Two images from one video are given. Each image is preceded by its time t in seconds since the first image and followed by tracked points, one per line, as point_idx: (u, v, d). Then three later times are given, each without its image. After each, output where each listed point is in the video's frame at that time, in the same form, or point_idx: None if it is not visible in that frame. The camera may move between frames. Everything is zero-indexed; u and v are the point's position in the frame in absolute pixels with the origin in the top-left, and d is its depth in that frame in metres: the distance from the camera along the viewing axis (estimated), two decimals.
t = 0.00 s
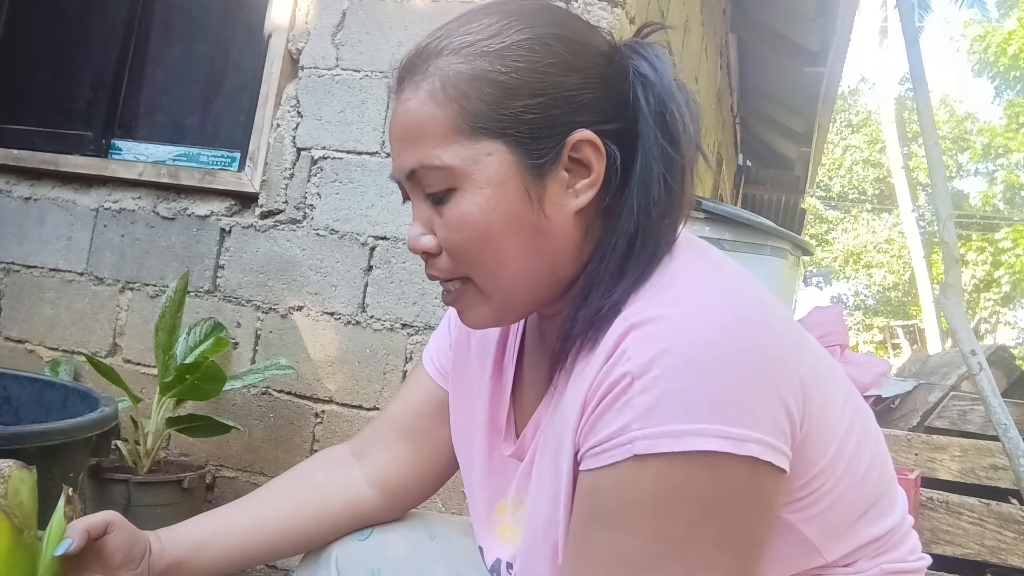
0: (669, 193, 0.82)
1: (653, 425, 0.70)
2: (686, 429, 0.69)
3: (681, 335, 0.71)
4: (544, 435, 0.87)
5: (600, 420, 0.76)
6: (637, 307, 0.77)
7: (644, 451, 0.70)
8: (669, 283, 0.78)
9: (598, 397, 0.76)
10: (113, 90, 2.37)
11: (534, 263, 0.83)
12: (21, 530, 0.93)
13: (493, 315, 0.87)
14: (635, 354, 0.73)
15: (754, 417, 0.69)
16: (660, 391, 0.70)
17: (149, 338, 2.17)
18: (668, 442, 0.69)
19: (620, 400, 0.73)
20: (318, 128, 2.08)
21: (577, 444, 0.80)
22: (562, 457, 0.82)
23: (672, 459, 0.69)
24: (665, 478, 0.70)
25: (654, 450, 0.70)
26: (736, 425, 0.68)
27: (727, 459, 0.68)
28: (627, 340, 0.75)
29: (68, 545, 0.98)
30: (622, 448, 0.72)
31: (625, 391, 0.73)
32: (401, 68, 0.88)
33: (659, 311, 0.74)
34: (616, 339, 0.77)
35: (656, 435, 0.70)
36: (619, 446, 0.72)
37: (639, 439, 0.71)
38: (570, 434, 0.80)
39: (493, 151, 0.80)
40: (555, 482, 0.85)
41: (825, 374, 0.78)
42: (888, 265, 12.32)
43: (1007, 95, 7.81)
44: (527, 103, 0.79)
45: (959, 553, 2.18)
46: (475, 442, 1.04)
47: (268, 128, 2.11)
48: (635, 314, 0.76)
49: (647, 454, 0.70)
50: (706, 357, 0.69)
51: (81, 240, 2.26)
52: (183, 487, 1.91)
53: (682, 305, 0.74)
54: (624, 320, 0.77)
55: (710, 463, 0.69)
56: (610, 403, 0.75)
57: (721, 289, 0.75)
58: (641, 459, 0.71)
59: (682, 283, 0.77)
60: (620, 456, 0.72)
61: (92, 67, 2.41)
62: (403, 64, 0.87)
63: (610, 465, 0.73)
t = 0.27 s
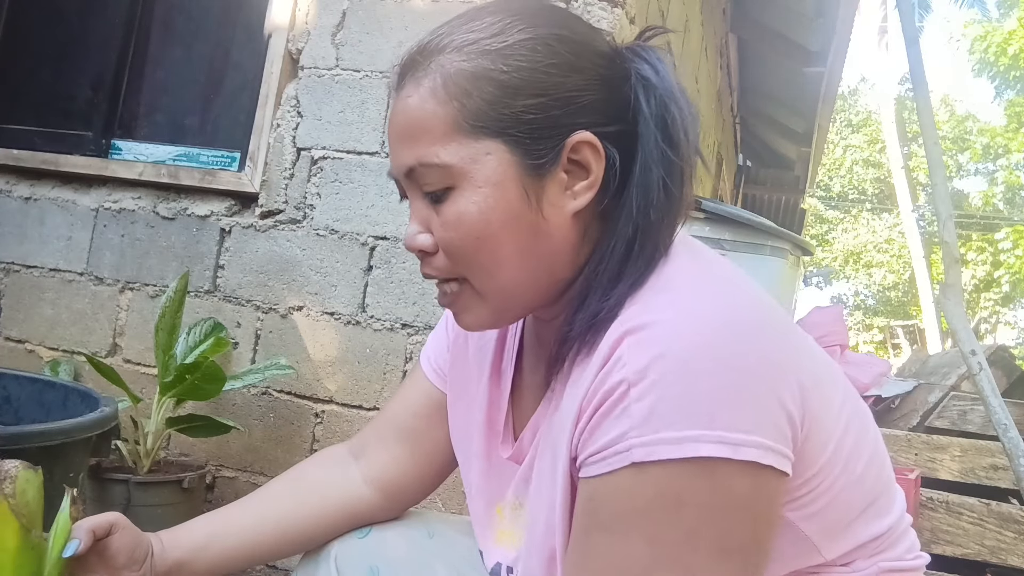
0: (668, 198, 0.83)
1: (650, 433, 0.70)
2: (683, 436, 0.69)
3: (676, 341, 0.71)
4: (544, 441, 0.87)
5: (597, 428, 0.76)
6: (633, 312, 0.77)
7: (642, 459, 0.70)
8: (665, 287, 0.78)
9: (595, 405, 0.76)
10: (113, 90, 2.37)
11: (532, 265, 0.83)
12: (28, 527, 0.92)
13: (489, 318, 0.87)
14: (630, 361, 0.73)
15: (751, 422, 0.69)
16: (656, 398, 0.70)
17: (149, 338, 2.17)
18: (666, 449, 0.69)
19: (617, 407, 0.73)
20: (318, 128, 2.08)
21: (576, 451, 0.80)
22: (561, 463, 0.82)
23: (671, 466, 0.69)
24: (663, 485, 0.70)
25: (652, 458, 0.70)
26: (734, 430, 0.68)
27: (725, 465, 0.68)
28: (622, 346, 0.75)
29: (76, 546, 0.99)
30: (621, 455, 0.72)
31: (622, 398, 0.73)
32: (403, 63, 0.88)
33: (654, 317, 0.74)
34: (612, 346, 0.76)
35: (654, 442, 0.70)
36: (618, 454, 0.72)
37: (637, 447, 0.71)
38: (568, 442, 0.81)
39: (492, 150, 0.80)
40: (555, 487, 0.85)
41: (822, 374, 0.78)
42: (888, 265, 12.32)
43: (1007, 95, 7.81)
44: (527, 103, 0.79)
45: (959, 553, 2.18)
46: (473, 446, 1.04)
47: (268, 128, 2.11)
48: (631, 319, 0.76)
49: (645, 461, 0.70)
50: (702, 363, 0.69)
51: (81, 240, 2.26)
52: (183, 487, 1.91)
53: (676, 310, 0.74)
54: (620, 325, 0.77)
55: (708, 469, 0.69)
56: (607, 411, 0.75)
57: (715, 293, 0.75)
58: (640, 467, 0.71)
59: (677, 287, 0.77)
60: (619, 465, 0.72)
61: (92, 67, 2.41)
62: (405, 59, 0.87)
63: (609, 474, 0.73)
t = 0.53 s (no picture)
0: (669, 193, 0.83)
1: (649, 424, 0.70)
2: (681, 428, 0.69)
3: (677, 335, 0.71)
4: (543, 434, 0.87)
5: (595, 420, 0.76)
6: (634, 306, 0.77)
7: (639, 450, 0.70)
8: (666, 283, 0.78)
9: (595, 396, 0.76)
10: (113, 90, 2.37)
11: (535, 263, 0.83)
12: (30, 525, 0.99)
13: (495, 319, 0.88)
14: (630, 353, 0.73)
15: (750, 418, 0.69)
16: (655, 390, 0.70)
17: (149, 338, 2.17)
18: (663, 441, 0.69)
19: (616, 399, 0.74)
20: (319, 127, 2.08)
21: (574, 444, 0.80)
22: (559, 456, 0.82)
23: (667, 458, 0.69)
24: (660, 478, 0.70)
25: (648, 449, 0.70)
26: (732, 424, 0.68)
27: (722, 459, 0.68)
28: (623, 339, 0.75)
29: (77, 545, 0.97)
30: (618, 447, 0.72)
31: (621, 390, 0.73)
32: (403, 63, 0.88)
33: (656, 311, 0.74)
34: (612, 338, 0.77)
35: (651, 434, 0.70)
36: (614, 446, 0.72)
37: (634, 438, 0.71)
38: (566, 433, 0.80)
39: (494, 148, 0.80)
40: (552, 481, 0.85)
41: (823, 375, 0.78)
42: (888, 265, 12.32)
43: (1007, 95, 7.81)
44: (528, 101, 0.79)
45: (959, 553, 2.18)
46: (474, 442, 1.04)
47: (269, 128, 2.11)
48: (631, 313, 0.76)
49: (642, 453, 0.70)
50: (702, 357, 0.69)
51: (81, 240, 2.26)
52: (183, 487, 1.91)
53: (678, 305, 0.74)
54: (620, 319, 0.77)
55: (705, 463, 0.69)
56: (606, 402, 0.75)
57: (718, 289, 0.75)
58: (636, 458, 0.71)
59: (679, 283, 0.77)
60: (616, 456, 0.72)
61: (92, 67, 2.40)
62: (405, 59, 0.87)
63: (606, 465, 0.73)
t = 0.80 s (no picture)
0: (663, 194, 0.83)
1: (644, 424, 0.70)
2: (676, 427, 0.69)
3: (671, 333, 0.71)
4: (542, 434, 0.87)
5: (592, 420, 0.76)
6: (630, 305, 0.77)
7: (635, 449, 0.70)
8: (662, 283, 0.78)
9: (590, 396, 0.76)
10: (112, 90, 2.37)
11: (530, 268, 0.83)
12: (38, 526, 0.93)
13: (491, 322, 0.87)
14: (625, 352, 0.73)
15: (745, 415, 0.69)
16: (650, 390, 0.70)
17: (149, 338, 2.17)
18: (659, 440, 0.69)
19: (611, 398, 0.74)
20: (318, 128, 2.08)
21: (572, 444, 0.80)
22: (557, 456, 0.82)
23: (663, 457, 0.69)
24: (657, 476, 0.70)
25: (645, 448, 0.70)
26: (727, 421, 0.68)
27: (719, 456, 0.68)
28: (618, 338, 0.75)
29: (85, 543, 1.01)
30: (615, 447, 0.72)
31: (616, 389, 0.73)
32: (393, 73, 0.88)
33: (651, 310, 0.74)
34: (608, 338, 0.77)
35: (647, 433, 0.70)
36: (611, 446, 0.72)
37: (630, 438, 0.71)
38: (564, 434, 0.81)
39: (487, 157, 0.80)
40: (551, 481, 0.85)
41: (819, 374, 0.78)
42: (888, 264, 12.32)
43: (1007, 95, 7.81)
44: (519, 109, 0.79)
45: (959, 554, 2.18)
46: (472, 443, 1.04)
47: (268, 128, 2.11)
48: (627, 312, 0.76)
49: (638, 452, 0.70)
50: (696, 355, 0.69)
51: (81, 240, 2.26)
52: (183, 487, 1.91)
53: (672, 303, 0.74)
54: (616, 318, 0.77)
55: (702, 461, 0.69)
56: (601, 402, 0.75)
57: (713, 288, 0.75)
58: (632, 457, 0.71)
59: (674, 282, 0.77)
60: (612, 456, 0.72)
61: (92, 67, 2.41)
62: (395, 69, 0.87)
63: (604, 466, 0.73)
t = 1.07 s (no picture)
0: (668, 196, 0.83)
1: (649, 431, 0.70)
2: (681, 435, 0.69)
3: (675, 340, 0.71)
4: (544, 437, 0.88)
5: (595, 427, 0.76)
6: (633, 310, 0.77)
7: (640, 457, 0.70)
8: (665, 287, 0.78)
9: (593, 403, 0.76)
10: (112, 90, 2.37)
11: (533, 269, 0.83)
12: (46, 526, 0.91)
13: (492, 323, 0.87)
14: (629, 359, 0.73)
15: (750, 422, 0.69)
16: (655, 397, 0.70)
17: (150, 338, 2.17)
18: (664, 448, 0.69)
19: (616, 405, 0.74)
20: (318, 128, 2.08)
21: (575, 449, 0.80)
22: (560, 460, 0.83)
23: (668, 464, 0.69)
24: (661, 483, 0.70)
25: (649, 456, 0.70)
26: (733, 429, 0.68)
27: (724, 463, 0.68)
28: (622, 344, 0.75)
29: (92, 544, 1.02)
30: (618, 454, 0.72)
31: (620, 396, 0.73)
32: (397, 70, 0.87)
33: (654, 315, 0.74)
34: (611, 343, 0.77)
35: (652, 440, 0.70)
36: (615, 453, 0.72)
37: (635, 446, 0.71)
38: (567, 439, 0.81)
39: (492, 157, 0.80)
40: (553, 485, 0.85)
41: (823, 375, 0.78)
42: (888, 265, 12.32)
43: (1007, 95, 7.80)
44: (525, 109, 0.79)
45: (959, 553, 2.18)
46: (474, 446, 1.04)
47: (268, 128, 2.11)
48: (630, 318, 0.76)
49: (643, 460, 0.70)
50: (701, 362, 0.69)
51: (81, 240, 2.26)
52: (183, 487, 1.91)
53: (676, 309, 0.74)
54: (619, 323, 0.77)
55: (707, 468, 0.69)
56: (605, 408, 0.75)
57: (717, 292, 0.75)
58: (637, 465, 0.71)
59: (677, 286, 0.77)
60: (617, 463, 0.72)
61: (92, 67, 2.41)
62: (398, 67, 0.87)
63: (608, 472, 0.73)
